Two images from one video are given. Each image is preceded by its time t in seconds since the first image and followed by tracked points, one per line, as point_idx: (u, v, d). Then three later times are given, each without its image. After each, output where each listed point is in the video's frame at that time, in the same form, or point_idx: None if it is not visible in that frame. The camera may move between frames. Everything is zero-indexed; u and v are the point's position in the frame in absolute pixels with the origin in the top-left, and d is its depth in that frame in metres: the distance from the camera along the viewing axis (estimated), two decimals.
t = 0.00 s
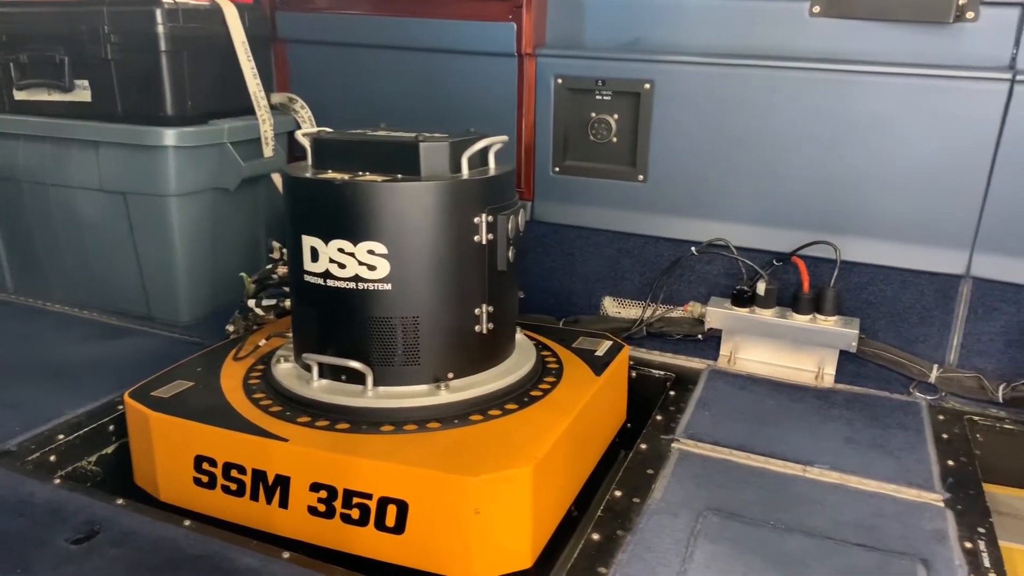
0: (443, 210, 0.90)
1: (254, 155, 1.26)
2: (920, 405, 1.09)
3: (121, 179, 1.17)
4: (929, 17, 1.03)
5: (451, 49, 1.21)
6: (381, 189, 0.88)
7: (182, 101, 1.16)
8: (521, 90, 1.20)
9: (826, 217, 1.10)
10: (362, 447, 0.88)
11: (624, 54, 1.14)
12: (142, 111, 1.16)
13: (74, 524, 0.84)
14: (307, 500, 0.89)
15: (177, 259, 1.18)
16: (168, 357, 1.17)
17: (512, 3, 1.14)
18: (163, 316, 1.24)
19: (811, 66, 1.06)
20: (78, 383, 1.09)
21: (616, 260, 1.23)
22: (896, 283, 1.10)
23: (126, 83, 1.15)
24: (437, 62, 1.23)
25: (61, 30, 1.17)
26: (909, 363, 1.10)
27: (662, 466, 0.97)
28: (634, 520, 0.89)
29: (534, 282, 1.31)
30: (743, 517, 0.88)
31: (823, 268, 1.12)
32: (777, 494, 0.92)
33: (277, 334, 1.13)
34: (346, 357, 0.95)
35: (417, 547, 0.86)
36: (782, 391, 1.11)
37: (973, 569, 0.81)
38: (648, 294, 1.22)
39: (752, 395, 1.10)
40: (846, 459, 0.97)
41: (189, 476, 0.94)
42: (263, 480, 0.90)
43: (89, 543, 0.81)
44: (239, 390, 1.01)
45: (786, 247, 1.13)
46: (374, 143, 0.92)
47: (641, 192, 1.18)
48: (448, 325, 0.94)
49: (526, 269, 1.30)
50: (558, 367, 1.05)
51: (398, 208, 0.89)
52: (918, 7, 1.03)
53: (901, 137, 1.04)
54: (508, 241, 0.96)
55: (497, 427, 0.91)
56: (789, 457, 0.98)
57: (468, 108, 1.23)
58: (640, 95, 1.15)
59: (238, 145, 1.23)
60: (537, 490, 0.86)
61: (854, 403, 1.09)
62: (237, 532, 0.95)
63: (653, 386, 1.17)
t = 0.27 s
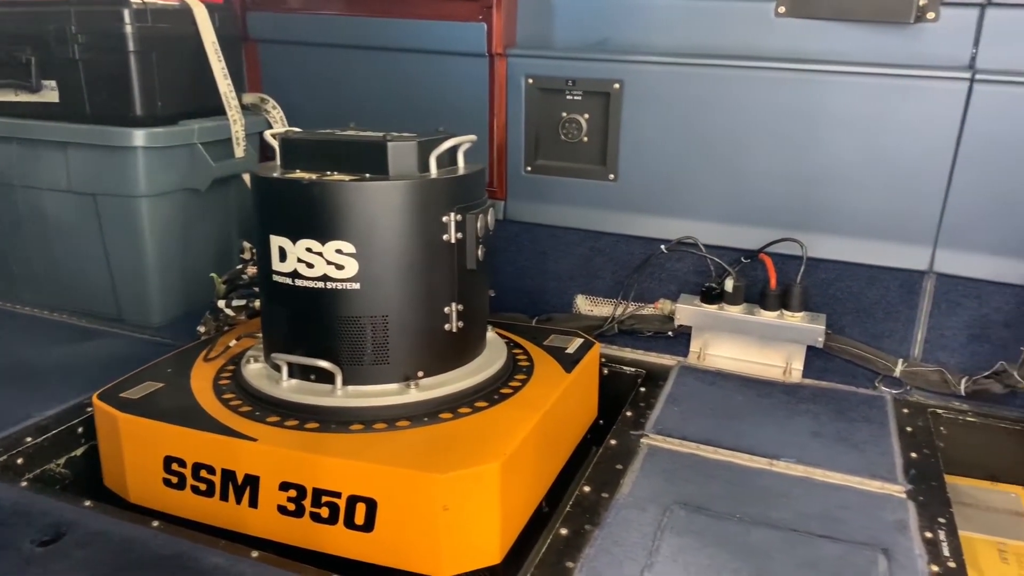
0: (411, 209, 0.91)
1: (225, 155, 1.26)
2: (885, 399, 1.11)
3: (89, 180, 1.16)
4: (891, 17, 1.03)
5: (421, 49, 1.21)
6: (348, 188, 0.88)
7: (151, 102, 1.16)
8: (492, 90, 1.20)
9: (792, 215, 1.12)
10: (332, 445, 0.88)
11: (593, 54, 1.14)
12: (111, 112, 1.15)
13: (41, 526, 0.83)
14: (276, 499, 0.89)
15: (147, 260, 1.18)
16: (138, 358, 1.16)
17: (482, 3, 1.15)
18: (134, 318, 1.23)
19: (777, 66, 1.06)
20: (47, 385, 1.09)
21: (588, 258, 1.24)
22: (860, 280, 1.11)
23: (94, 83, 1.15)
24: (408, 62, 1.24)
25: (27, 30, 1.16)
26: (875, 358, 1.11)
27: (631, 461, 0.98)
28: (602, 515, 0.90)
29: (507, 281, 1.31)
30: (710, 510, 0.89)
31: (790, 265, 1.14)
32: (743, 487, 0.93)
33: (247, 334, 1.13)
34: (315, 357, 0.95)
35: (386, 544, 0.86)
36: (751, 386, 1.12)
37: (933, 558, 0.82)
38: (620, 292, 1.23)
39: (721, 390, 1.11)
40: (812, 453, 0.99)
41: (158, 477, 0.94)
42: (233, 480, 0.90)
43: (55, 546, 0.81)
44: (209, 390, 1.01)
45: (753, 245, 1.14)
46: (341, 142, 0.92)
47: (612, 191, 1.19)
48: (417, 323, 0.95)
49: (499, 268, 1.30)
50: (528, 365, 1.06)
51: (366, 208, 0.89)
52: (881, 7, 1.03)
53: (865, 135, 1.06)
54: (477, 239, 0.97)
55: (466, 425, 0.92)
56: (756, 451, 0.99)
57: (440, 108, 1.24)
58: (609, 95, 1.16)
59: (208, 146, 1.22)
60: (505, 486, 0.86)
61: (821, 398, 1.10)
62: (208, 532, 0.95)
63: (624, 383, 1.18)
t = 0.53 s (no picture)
0: (374, 208, 0.90)
1: (189, 155, 1.25)
2: (848, 392, 1.13)
3: (50, 180, 1.15)
4: (849, 16, 1.04)
5: (387, 48, 1.21)
6: (311, 187, 0.88)
7: (113, 101, 1.15)
8: (459, 89, 1.19)
9: (756, 211, 1.12)
10: (297, 445, 0.88)
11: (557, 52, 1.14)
12: (71, 111, 1.14)
13: None
14: (241, 500, 0.88)
15: (110, 262, 1.17)
16: (102, 360, 1.15)
17: (447, 2, 1.15)
18: (97, 320, 1.21)
19: (739, 65, 1.07)
20: (8, 389, 1.07)
21: (556, 256, 1.24)
22: (823, 275, 1.13)
23: (53, 82, 1.13)
24: (373, 61, 1.23)
25: None
26: (837, 352, 1.13)
27: (597, 457, 0.99)
28: (568, 510, 0.90)
29: (476, 280, 1.31)
30: (674, 504, 0.90)
31: (754, 261, 1.15)
32: (708, 481, 0.94)
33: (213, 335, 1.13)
34: (279, 357, 0.95)
35: (352, 543, 0.86)
36: (716, 381, 1.14)
37: (891, 547, 0.84)
38: (587, 289, 1.24)
39: (687, 386, 1.13)
40: (775, 446, 1.00)
41: (121, 480, 0.93)
42: (197, 482, 0.89)
43: (13, 551, 0.80)
44: (173, 392, 1.00)
45: (717, 242, 1.15)
46: (303, 141, 0.92)
47: (579, 189, 1.19)
48: (382, 322, 0.95)
49: (467, 267, 1.30)
50: (496, 362, 1.06)
51: (329, 207, 0.89)
52: (839, 6, 1.04)
53: (827, 132, 1.07)
54: (442, 238, 0.97)
55: (432, 423, 0.92)
56: (720, 444, 1.00)
57: (406, 107, 1.24)
58: (575, 94, 1.16)
59: (172, 146, 1.21)
60: (471, 484, 0.86)
61: (785, 391, 1.12)
62: (172, 534, 0.94)
63: (592, 379, 1.19)
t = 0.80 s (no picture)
0: (333, 206, 0.90)
1: (147, 155, 1.24)
2: (807, 384, 1.14)
3: (4, 181, 1.12)
4: (804, 14, 1.05)
5: (348, 46, 1.20)
6: (268, 185, 0.88)
7: (68, 101, 1.13)
8: (421, 87, 1.19)
9: (716, 207, 1.13)
10: (257, 445, 0.87)
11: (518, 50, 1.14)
12: (25, 110, 1.12)
13: None
14: (201, 501, 0.87)
15: (66, 263, 1.15)
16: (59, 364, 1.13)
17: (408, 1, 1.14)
18: (54, 323, 1.19)
19: (697, 62, 1.08)
20: None
21: (520, 254, 1.25)
22: (782, 270, 1.14)
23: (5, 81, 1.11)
24: (335, 59, 1.23)
25: None
26: (797, 345, 1.14)
27: (561, 452, 0.99)
28: (531, 505, 0.91)
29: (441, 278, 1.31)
30: (636, 497, 0.91)
31: (714, 256, 1.16)
32: (669, 474, 0.95)
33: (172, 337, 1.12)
34: (239, 357, 0.94)
35: (314, 542, 0.85)
36: (678, 375, 1.15)
37: (847, 535, 0.86)
38: (552, 286, 1.25)
39: (650, 380, 1.14)
40: (736, 438, 1.01)
41: (78, 484, 0.91)
42: (156, 484, 0.88)
43: None
44: (131, 394, 0.99)
45: (678, 238, 1.16)
46: (261, 139, 0.91)
47: (542, 187, 1.20)
48: (343, 321, 0.95)
49: (432, 265, 1.30)
50: (459, 360, 1.06)
51: (287, 205, 0.89)
52: (794, 4, 1.05)
53: (784, 129, 1.08)
54: (402, 235, 0.97)
55: (394, 421, 0.92)
56: (682, 437, 1.01)
57: (368, 106, 1.23)
58: (537, 92, 1.16)
59: (130, 146, 1.20)
60: (433, 481, 0.86)
61: (746, 385, 1.13)
62: (131, 538, 0.93)
63: (557, 376, 1.19)
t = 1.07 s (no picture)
0: (294, 205, 0.89)
1: (106, 155, 1.22)
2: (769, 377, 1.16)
3: None
4: (763, 13, 1.07)
5: (310, 45, 1.20)
6: (227, 184, 0.87)
7: (23, 100, 1.11)
8: (384, 86, 1.19)
9: (678, 204, 1.14)
10: (219, 446, 0.86)
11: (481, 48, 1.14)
12: None
13: None
14: (162, 504, 0.86)
15: (23, 266, 1.12)
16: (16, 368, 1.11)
17: None
18: (11, 327, 1.16)
19: (658, 60, 1.09)
20: None
21: (486, 252, 1.25)
22: (743, 265, 1.16)
23: None
24: (297, 58, 1.22)
25: None
26: (759, 339, 1.16)
27: (526, 448, 1.00)
28: (496, 502, 0.91)
29: (407, 277, 1.31)
30: (600, 491, 0.92)
31: (677, 252, 1.17)
32: (632, 468, 0.96)
33: (133, 339, 1.11)
34: (199, 357, 0.93)
35: (277, 543, 0.85)
36: (643, 371, 1.16)
37: (807, 526, 0.87)
38: (517, 284, 1.25)
39: (616, 376, 1.14)
40: (698, 432, 1.02)
41: (36, 488, 0.90)
42: (115, 487, 0.87)
43: None
44: (90, 397, 0.97)
45: (642, 235, 1.17)
46: (220, 138, 0.90)
47: (506, 185, 1.20)
48: (305, 320, 0.94)
49: (398, 264, 1.30)
50: (424, 358, 1.06)
51: (247, 203, 0.88)
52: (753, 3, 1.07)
53: (744, 126, 1.09)
54: (365, 234, 0.97)
55: (358, 420, 0.92)
56: (646, 432, 1.02)
57: (332, 104, 1.23)
58: (500, 90, 1.16)
59: (88, 146, 1.18)
60: (397, 479, 0.86)
61: (709, 379, 1.15)
62: (91, 543, 0.91)
63: (524, 373, 1.19)
